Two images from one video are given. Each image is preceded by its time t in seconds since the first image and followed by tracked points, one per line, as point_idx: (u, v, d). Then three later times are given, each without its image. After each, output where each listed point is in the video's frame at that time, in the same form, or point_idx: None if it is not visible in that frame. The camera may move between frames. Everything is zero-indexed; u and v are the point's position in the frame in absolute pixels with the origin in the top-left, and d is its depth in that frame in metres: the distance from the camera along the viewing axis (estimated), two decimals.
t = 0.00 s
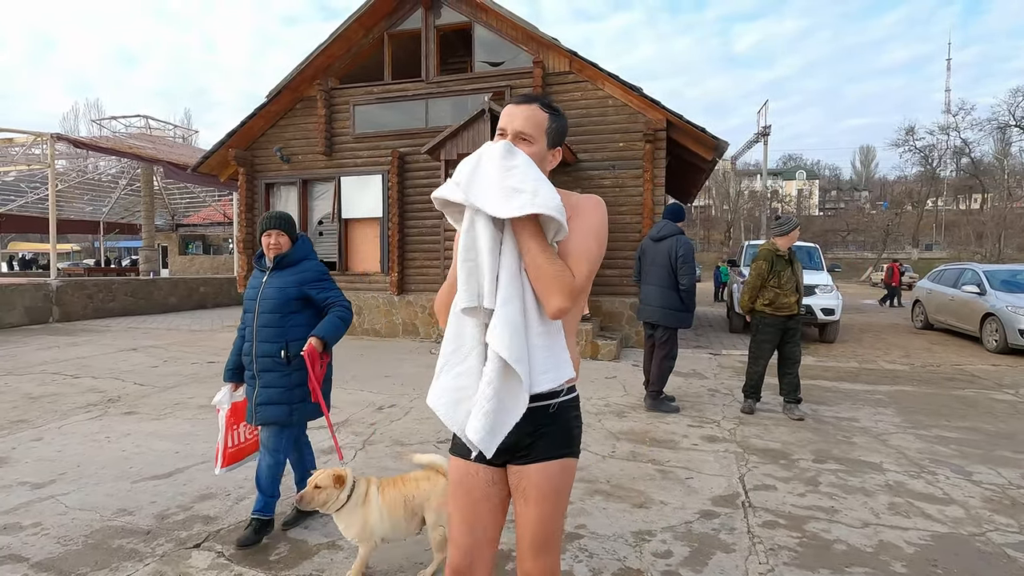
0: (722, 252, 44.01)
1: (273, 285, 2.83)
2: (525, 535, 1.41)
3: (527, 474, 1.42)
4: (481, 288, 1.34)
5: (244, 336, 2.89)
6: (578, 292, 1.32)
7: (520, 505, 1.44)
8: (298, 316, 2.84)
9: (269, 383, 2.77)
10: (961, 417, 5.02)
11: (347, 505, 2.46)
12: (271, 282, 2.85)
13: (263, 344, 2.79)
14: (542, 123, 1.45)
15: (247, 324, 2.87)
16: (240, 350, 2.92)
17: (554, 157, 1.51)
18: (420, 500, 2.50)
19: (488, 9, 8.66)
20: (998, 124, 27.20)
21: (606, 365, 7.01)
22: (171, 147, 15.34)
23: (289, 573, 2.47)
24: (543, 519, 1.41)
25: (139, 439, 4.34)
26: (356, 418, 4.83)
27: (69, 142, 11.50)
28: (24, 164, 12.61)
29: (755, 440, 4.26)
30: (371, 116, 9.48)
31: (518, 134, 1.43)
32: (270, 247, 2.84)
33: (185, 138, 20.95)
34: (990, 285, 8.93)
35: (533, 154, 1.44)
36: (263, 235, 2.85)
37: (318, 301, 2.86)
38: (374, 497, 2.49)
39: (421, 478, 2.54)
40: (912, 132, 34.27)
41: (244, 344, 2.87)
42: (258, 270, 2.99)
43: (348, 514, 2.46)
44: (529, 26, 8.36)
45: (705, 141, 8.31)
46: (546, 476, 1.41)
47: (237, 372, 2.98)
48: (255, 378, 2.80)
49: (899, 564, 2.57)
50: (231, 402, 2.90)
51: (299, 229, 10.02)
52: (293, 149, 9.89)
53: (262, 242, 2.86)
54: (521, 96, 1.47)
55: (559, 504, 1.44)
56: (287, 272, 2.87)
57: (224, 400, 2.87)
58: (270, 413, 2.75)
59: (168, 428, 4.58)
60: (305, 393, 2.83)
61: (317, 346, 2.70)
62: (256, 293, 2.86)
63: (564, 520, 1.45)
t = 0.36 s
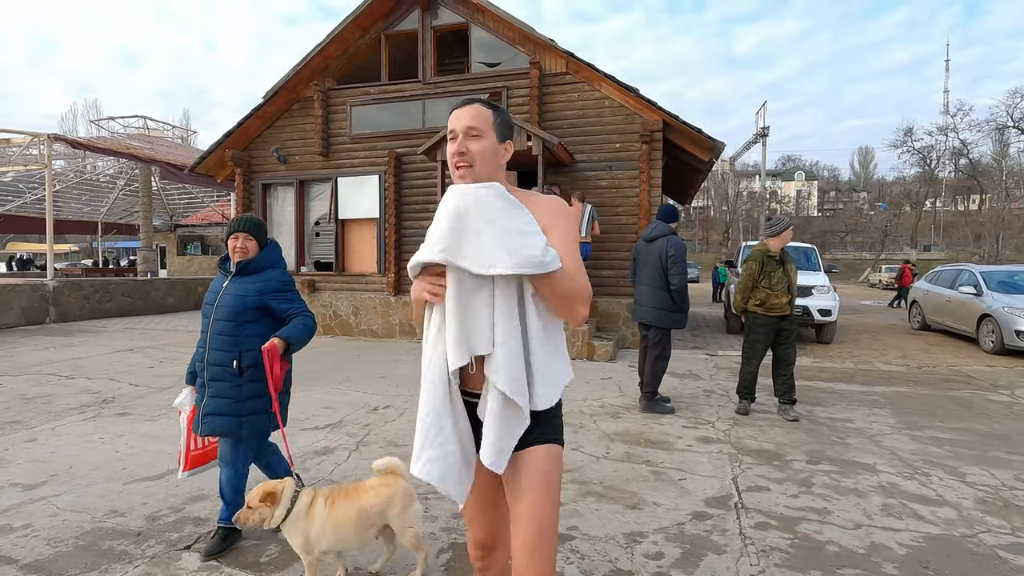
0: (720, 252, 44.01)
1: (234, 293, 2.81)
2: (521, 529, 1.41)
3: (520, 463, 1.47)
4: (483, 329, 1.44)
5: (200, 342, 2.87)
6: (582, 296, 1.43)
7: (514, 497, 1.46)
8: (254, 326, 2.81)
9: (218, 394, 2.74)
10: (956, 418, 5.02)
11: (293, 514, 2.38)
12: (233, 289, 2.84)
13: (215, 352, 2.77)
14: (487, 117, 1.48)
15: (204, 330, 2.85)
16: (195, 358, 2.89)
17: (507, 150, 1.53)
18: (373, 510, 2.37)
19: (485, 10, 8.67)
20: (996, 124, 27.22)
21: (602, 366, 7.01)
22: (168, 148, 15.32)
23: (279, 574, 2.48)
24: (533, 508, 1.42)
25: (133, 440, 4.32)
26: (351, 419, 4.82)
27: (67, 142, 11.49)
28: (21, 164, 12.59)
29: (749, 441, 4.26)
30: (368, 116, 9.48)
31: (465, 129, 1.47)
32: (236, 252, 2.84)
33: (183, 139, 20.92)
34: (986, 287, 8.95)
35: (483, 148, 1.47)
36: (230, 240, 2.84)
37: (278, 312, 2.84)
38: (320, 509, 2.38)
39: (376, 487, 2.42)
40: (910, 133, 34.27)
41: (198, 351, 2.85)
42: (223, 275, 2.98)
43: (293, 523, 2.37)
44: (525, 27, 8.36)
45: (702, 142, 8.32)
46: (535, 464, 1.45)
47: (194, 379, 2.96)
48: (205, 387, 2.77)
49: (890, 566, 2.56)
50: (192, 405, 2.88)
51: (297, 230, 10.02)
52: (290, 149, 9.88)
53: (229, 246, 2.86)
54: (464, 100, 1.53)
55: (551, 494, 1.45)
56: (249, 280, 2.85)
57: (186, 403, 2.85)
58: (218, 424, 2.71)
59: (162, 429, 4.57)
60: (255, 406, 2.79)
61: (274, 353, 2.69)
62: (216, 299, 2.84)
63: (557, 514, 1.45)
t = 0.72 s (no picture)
0: (719, 252, 44.06)
1: (219, 291, 2.79)
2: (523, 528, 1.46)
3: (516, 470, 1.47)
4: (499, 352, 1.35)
5: (180, 344, 2.81)
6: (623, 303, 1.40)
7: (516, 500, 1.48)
8: (242, 325, 2.81)
9: (207, 395, 2.73)
10: (956, 418, 5.04)
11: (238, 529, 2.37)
12: (217, 287, 2.80)
13: (203, 353, 2.74)
14: (508, 118, 1.50)
15: (186, 330, 2.80)
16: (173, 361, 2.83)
17: (529, 149, 1.56)
18: (315, 523, 2.30)
19: (486, 10, 8.67)
20: (994, 125, 27.28)
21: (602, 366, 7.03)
22: (168, 147, 15.31)
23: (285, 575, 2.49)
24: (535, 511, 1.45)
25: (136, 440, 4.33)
26: (354, 420, 4.83)
27: (66, 142, 11.47)
28: (21, 164, 12.57)
29: (750, 441, 4.28)
30: (369, 117, 9.49)
31: (486, 133, 1.49)
32: (216, 250, 2.81)
33: (182, 138, 20.89)
34: (985, 287, 8.97)
35: (505, 154, 1.50)
36: (211, 238, 2.81)
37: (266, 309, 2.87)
38: (267, 520, 2.35)
39: (323, 499, 2.33)
40: (909, 133, 34.32)
41: (180, 353, 2.79)
42: (197, 274, 2.93)
43: (240, 537, 2.37)
44: (526, 28, 8.37)
45: (703, 143, 8.33)
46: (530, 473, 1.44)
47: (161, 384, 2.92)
48: (192, 390, 2.74)
49: (892, 566, 2.58)
50: (149, 411, 2.92)
51: (297, 230, 10.02)
52: (291, 150, 9.88)
53: (209, 244, 2.82)
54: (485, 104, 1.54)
55: (553, 495, 1.47)
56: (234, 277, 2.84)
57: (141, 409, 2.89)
58: (208, 426, 2.71)
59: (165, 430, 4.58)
60: (246, 406, 2.82)
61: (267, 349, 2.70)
62: (200, 298, 2.80)
63: (562, 511, 1.48)
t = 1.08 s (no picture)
0: (718, 252, 44.10)
1: (201, 291, 2.65)
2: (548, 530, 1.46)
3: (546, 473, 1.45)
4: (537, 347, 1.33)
5: (154, 349, 2.60)
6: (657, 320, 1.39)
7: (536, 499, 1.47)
8: (226, 325, 2.70)
9: (200, 397, 2.61)
10: (956, 417, 5.05)
11: (174, 536, 2.20)
12: (196, 288, 2.65)
13: (191, 356, 2.60)
14: (537, 109, 1.47)
15: (162, 334, 2.60)
16: (146, 368, 2.59)
17: (561, 143, 1.51)
18: (273, 535, 2.26)
19: (487, 10, 8.68)
20: (992, 125, 27.34)
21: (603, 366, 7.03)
22: (167, 147, 15.28)
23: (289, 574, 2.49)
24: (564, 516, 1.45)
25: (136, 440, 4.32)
26: (355, 419, 4.83)
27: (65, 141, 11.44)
28: (20, 163, 12.54)
29: (751, 440, 4.29)
30: (369, 116, 9.48)
31: (514, 123, 1.49)
32: (188, 249, 2.64)
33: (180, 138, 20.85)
34: (984, 287, 8.98)
35: (532, 144, 1.48)
36: (184, 235, 2.63)
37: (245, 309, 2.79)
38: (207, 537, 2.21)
39: (281, 508, 2.31)
40: (908, 133, 34.35)
41: (158, 358, 2.58)
42: (158, 272, 2.69)
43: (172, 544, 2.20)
44: (527, 27, 8.37)
45: (703, 142, 8.34)
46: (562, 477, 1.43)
47: (122, 396, 2.66)
48: (181, 395, 2.59)
49: (895, 563, 2.59)
50: (115, 425, 2.68)
51: (297, 229, 10.02)
52: (291, 149, 9.87)
53: (180, 242, 2.63)
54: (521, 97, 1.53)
55: (575, 501, 1.46)
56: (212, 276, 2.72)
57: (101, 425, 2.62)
58: (204, 429, 2.61)
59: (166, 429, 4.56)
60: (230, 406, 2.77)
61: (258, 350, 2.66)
62: (177, 300, 2.62)
63: (584, 518, 1.49)
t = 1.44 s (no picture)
0: (718, 252, 44.12)
1: (162, 290, 2.64)
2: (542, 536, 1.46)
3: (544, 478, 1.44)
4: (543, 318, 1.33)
5: (116, 350, 2.55)
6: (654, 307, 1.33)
7: (534, 504, 1.47)
8: (185, 323, 2.70)
9: (169, 396, 2.62)
10: (955, 417, 5.06)
11: (145, 535, 2.23)
12: (155, 286, 2.63)
13: (159, 355, 2.60)
14: (526, 108, 1.47)
15: (123, 335, 2.56)
16: (106, 370, 2.53)
17: (549, 141, 1.48)
18: (241, 539, 2.21)
19: (487, 10, 8.68)
20: (991, 126, 27.36)
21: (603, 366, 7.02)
22: (167, 147, 15.26)
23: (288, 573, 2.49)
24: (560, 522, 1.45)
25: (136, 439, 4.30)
26: (355, 418, 4.83)
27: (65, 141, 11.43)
28: (19, 163, 12.52)
29: (751, 440, 4.29)
30: (369, 116, 9.48)
31: (503, 123, 1.48)
32: (143, 246, 2.59)
33: (180, 137, 20.83)
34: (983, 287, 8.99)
35: (524, 144, 1.47)
36: (138, 232, 2.57)
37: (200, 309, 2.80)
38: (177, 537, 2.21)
39: (251, 512, 2.24)
40: (908, 134, 34.36)
41: (121, 359, 2.54)
42: (107, 269, 2.60)
43: (144, 543, 2.23)
44: (527, 27, 8.37)
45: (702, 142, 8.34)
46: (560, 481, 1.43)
47: (74, 400, 2.58)
48: (150, 395, 2.58)
49: (894, 563, 2.59)
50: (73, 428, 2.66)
51: (297, 229, 10.02)
52: (290, 149, 9.86)
53: (133, 238, 2.57)
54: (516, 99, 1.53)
55: (572, 506, 1.47)
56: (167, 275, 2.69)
57: (62, 428, 2.61)
58: (175, 428, 2.63)
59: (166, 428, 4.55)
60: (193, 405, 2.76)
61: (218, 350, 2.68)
62: (136, 299, 2.58)
63: (580, 523, 1.48)
